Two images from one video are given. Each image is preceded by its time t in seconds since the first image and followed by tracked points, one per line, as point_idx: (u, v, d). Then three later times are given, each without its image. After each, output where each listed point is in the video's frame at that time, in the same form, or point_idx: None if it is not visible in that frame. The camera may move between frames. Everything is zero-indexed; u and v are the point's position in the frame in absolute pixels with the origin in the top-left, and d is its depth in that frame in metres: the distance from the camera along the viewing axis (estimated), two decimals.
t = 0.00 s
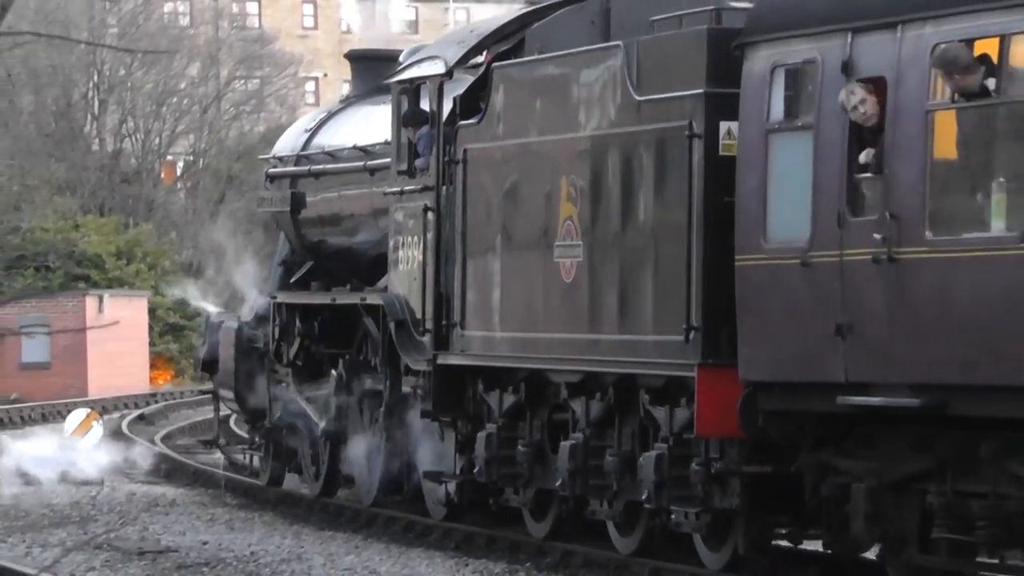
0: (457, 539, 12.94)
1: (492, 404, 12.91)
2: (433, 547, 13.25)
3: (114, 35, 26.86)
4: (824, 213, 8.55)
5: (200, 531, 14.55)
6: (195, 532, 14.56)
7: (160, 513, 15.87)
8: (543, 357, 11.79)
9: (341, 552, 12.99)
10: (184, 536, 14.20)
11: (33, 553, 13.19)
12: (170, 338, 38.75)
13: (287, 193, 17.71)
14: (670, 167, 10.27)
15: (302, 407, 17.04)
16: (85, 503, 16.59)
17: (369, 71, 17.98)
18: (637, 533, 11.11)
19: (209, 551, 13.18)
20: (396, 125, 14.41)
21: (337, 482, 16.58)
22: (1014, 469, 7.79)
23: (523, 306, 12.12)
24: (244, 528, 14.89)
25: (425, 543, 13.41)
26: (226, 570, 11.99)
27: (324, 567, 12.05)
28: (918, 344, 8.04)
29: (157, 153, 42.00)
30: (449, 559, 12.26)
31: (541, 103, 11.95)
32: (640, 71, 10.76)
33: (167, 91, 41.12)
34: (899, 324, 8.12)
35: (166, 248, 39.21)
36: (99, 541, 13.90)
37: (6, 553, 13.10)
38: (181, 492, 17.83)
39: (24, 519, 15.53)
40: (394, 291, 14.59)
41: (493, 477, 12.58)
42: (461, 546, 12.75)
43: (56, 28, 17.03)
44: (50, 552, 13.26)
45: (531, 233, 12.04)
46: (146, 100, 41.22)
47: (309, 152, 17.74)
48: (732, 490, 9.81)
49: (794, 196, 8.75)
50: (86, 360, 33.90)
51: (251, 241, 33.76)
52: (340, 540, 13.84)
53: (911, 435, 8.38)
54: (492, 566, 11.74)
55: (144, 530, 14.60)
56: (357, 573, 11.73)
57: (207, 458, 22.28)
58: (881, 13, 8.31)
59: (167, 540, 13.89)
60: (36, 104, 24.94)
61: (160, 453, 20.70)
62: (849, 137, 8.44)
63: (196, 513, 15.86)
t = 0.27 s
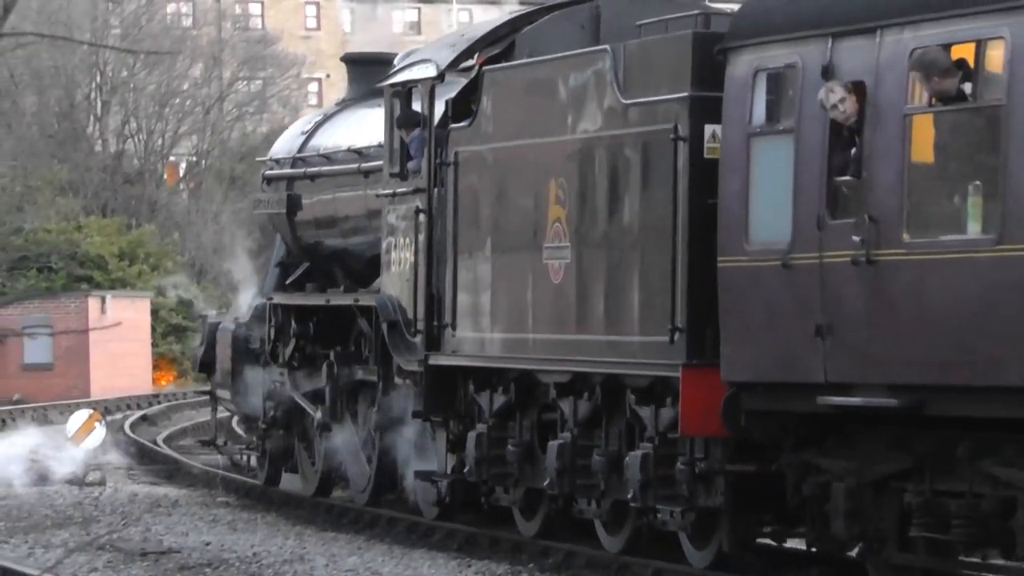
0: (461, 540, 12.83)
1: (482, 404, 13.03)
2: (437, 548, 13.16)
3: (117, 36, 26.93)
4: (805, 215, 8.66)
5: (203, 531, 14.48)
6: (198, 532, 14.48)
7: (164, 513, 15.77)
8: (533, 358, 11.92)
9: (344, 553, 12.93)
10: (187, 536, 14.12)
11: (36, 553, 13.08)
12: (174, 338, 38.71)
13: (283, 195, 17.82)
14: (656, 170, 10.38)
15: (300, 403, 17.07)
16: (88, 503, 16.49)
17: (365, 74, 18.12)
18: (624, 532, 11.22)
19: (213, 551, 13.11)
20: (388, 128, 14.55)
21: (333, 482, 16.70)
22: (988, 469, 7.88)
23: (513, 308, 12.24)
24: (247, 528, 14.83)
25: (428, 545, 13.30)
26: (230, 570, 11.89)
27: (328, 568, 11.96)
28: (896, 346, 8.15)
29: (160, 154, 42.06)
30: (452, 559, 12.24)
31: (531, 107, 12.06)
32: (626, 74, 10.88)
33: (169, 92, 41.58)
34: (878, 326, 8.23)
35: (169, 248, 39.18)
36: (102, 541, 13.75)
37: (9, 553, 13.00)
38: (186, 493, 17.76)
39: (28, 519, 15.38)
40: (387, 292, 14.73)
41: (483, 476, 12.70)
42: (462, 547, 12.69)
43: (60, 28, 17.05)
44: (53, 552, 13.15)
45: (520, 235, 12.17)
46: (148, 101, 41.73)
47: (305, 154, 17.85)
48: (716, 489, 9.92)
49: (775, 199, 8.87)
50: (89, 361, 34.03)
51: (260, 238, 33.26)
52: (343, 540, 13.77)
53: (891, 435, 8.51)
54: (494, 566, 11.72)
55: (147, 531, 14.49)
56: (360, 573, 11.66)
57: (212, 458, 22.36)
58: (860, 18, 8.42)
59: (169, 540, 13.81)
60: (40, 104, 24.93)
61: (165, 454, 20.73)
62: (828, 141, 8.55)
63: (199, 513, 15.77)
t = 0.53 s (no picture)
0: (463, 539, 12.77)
1: (471, 403, 13.18)
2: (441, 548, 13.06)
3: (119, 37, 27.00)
4: (782, 216, 8.80)
5: (206, 531, 14.43)
6: (201, 532, 14.43)
7: (166, 513, 15.72)
8: (520, 357, 12.06)
9: (347, 553, 12.86)
10: (190, 536, 14.04)
11: (38, 553, 13.00)
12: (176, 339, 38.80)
13: (279, 198, 17.91)
14: (639, 171, 10.52)
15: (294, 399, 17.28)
16: (91, 503, 16.45)
17: (359, 77, 18.27)
18: (610, 529, 11.36)
19: (215, 551, 13.03)
20: (380, 130, 14.70)
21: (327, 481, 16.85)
22: (961, 467, 8.01)
23: (501, 308, 12.38)
24: (250, 529, 14.80)
25: (431, 545, 13.22)
26: (232, 570, 11.82)
27: (331, 568, 11.90)
28: (872, 345, 8.28)
29: (162, 154, 42.87)
30: (456, 559, 12.14)
31: (518, 109, 12.20)
32: (610, 76, 11.03)
33: (172, 91, 40.94)
34: (854, 325, 8.37)
35: (171, 248, 39.19)
36: (104, 541, 13.63)
37: (11, 554, 12.92)
38: (189, 493, 17.76)
39: (30, 519, 15.29)
40: (378, 293, 14.87)
41: (472, 474, 12.85)
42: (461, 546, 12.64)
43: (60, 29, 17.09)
44: (56, 552, 13.08)
45: (508, 236, 12.31)
46: (153, 101, 41.31)
47: (301, 156, 17.95)
48: (698, 486, 10.06)
49: (753, 200, 9.00)
50: (92, 360, 34.29)
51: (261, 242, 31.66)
52: (345, 540, 13.73)
53: (865, 433, 8.69)
54: (499, 566, 11.55)
55: (149, 531, 14.43)
56: (363, 573, 11.58)
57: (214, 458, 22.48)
58: (836, 22, 8.55)
59: (172, 540, 13.74)
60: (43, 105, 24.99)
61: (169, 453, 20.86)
62: (804, 143, 8.68)
63: (201, 513, 15.72)
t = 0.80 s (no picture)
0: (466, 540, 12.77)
1: (461, 401, 13.32)
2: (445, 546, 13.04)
3: (122, 38, 27.13)
4: (761, 216, 8.92)
5: (210, 531, 14.43)
6: (205, 532, 14.43)
7: (169, 513, 15.73)
8: (508, 356, 12.19)
9: (351, 553, 12.83)
10: (194, 536, 14.04)
11: (42, 553, 13.01)
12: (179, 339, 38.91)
13: (275, 198, 18.05)
14: (624, 172, 10.64)
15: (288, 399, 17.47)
16: (94, 503, 16.48)
17: (356, 78, 18.38)
18: (596, 525, 11.48)
19: (219, 551, 13.03)
20: (373, 131, 14.82)
21: (322, 480, 16.98)
22: (935, 464, 8.10)
23: (491, 308, 12.51)
24: (254, 529, 14.80)
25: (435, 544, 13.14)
26: (236, 570, 11.81)
27: (334, 568, 11.90)
28: (848, 344, 8.38)
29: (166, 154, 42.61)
30: (458, 558, 12.12)
31: (506, 111, 12.32)
32: (596, 78, 11.15)
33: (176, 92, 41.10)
34: (831, 324, 8.46)
35: (175, 248, 39.26)
36: (108, 541, 13.61)
37: (15, 554, 12.93)
38: (192, 493, 17.79)
39: (34, 519, 15.30)
40: (371, 293, 15.01)
41: (462, 472, 12.99)
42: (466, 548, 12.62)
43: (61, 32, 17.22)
44: (60, 552, 13.08)
45: (498, 236, 12.44)
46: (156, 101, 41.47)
47: (296, 157, 18.07)
48: (682, 483, 10.19)
49: (732, 201, 9.13)
50: (96, 361, 34.62)
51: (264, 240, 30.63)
52: (348, 540, 13.71)
53: (840, 430, 8.74)
54: (502, 566, 11.50)
55: (153, 531, 14.41)
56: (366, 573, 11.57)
57: (217, 458, 22.60)
58: (813, 25, 8.67)
59: (177, 540, 13.74)
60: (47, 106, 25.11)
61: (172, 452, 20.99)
62: (782, 144, 8.80)
63: (205, 513, 15.72)
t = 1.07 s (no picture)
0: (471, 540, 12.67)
1: (454, 400, 13.47)
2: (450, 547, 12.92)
3: (125, 40, 27.30)
4: (743, 218, 9.02)
5: (214, 532, 14.41)
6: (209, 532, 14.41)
7: (172, 513, 15.74)
8: (499, 357, 12.32)
9: (355, 553, 12.78)
10: (198, 537, 14.03)
11: (46, 553, 13.01)
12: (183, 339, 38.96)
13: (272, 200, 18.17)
14: (612, 174, 10.76)
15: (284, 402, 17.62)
16: (98, 504, 16.50)
17: (352, 80, 18.51)
18: (585, 522, 11.59)
19: (222, 551, 13.00)
20: (367, 133, 14.95)
21: (318, 479, 17.09)
22: (914, 463, 8.18)
23: (482, 309, 12.63)
24: (258, 529, 14.78)
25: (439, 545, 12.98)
26: (240, 570, 11.80)
27: (338, 567, 11.84)
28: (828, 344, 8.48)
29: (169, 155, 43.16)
30: (462, 559, 12.03)
31: (497, 113, 12.44)
32: (584, 81, 11.26)
33: (179, 92, 41.26)
34: (812, 324, 8.56)
35: (178, 248, 39.31)
36: (111, 541, 13.61)
37: (19, 554, 12.94)
38: (193, 493, 17.85)
39: (38, 520, 15.31)
40: (365, 293, 15.15)
41: (454, 470, 13.11)
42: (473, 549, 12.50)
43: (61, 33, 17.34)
44: (63, 552, 13.10)
45: (489, 237, 12.57)
46: (159, 102, 41.64)
47: (293, 159, 18.19)
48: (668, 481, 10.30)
49: (715, 203, 9.24)
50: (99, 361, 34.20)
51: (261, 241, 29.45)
52: (352, 541, 13.62)
53: (820, 429, 8.85)
54: (506, 565, 11.46)
55: (157, 531, 14.38)
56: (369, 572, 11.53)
57: (221, 457, 22.75)
58: (793, 30, 8.79)
59: (181, 541, 13.72)
60: (52, 107, 25.26)
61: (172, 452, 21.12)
62: (764, 147, 8.90)
63: (209, 514, 15.72)
